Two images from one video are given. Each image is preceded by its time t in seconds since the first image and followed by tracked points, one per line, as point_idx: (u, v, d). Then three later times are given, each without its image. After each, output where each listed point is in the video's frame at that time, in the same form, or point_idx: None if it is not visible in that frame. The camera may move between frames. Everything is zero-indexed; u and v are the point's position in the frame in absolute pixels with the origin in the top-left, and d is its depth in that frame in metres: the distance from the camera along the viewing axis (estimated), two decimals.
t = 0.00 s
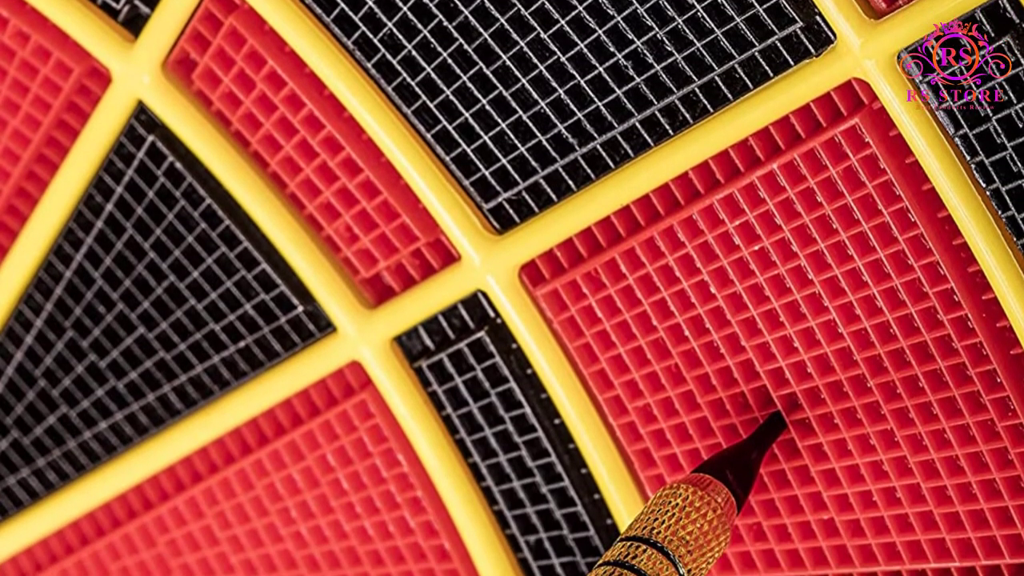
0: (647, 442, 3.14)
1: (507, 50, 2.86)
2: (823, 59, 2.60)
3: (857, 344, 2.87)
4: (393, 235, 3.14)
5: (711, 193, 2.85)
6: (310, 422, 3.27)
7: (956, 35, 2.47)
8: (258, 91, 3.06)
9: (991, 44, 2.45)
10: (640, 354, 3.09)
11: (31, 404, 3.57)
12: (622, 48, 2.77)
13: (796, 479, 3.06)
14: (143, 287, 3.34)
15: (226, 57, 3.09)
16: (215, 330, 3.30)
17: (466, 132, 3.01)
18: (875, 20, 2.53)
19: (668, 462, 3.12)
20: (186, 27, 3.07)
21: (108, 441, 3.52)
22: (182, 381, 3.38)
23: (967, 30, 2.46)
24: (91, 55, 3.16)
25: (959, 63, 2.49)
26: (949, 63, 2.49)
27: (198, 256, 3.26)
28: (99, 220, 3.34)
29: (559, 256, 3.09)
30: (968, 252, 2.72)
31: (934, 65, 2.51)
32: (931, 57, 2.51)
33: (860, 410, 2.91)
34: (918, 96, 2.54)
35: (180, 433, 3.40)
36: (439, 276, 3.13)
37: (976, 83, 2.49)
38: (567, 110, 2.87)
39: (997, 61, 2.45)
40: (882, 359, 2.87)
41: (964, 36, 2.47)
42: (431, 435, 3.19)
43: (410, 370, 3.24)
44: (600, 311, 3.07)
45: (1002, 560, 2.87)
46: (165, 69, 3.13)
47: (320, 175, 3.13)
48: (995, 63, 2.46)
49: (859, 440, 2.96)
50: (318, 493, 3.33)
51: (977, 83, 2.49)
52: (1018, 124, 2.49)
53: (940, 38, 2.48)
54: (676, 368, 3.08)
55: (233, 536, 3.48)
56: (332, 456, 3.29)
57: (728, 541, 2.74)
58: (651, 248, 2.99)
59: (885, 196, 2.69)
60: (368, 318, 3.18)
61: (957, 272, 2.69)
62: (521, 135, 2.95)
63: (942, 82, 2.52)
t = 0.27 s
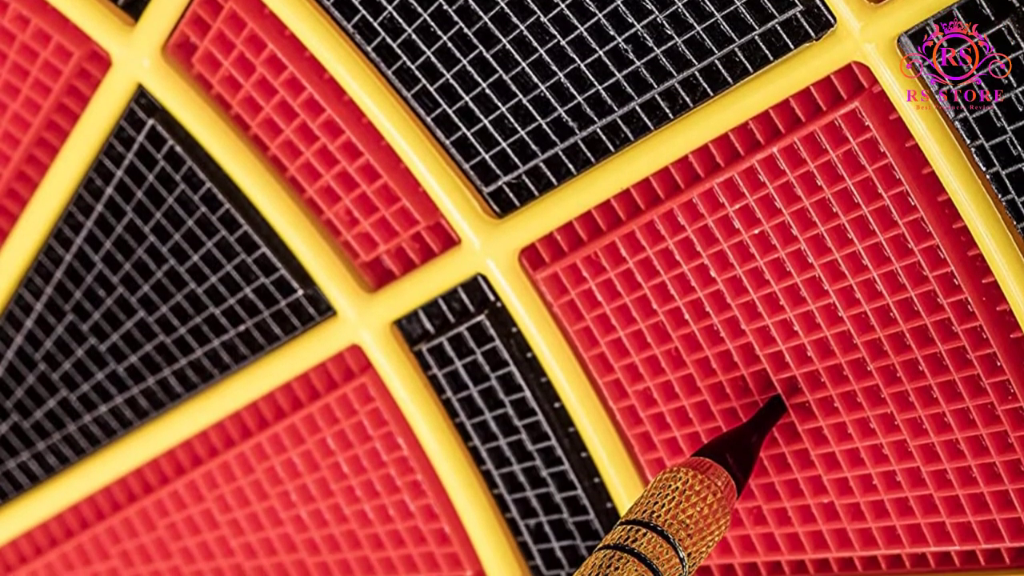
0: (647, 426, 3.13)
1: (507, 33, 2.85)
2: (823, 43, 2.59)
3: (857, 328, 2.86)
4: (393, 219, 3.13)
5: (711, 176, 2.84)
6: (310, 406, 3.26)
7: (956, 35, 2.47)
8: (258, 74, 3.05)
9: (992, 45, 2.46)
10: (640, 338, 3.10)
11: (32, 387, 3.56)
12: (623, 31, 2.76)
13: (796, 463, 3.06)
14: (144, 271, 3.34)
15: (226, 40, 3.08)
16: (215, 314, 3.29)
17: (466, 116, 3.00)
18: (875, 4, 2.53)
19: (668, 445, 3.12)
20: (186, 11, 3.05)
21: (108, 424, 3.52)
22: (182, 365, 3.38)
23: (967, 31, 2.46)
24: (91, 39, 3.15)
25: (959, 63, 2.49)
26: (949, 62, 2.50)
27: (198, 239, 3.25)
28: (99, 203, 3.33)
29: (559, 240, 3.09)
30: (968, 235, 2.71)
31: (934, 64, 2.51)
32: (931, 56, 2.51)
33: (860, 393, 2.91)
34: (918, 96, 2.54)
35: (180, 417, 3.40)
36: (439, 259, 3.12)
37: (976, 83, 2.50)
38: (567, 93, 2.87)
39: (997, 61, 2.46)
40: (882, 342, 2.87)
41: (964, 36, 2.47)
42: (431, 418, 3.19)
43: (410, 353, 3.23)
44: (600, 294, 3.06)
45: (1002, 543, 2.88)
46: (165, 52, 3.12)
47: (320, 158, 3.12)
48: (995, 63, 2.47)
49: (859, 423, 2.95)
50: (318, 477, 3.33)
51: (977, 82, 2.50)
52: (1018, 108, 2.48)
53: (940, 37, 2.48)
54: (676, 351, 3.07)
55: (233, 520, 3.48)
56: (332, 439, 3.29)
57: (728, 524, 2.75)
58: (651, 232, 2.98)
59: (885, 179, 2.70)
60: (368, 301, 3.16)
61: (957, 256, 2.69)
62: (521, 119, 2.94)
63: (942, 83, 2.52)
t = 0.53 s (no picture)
0: (648, 409, 3.14)
1: (507, 16, 2.85)
2: (823, 26, 2.58)
3: (857, 311, 2.87)
4: (393, 202, 3.12)
5: (711, 159, 2.84)
6: (310, 389, 3.26)
7: (956, 35, 2.48)
8: (258, 57, 3.04)
9: (991, 44, 2.47)
10: (640, 320, 3.10)
11: (31, 370, 3.56)
12: (623, 14, 2.75)
13: (796, 445, 3.06)
14: (143, 253, 3.32)
15: (226, 23, 3.07)
16: (215, 297, 3.28)
17: (466, 98, 2.99)
18: None
19: (668, 428, 3.13)
20: None
21: (108, 407, 3.52)
22: (182, 348, 3.37)
23: (967, 30, 2.48)
24: (91, 21, 3.15)
25: (959, 63, 2.50)
26: (949, 63, 2.50)
27: (198, 222, 3.24)
28: (99, 185, 3.31)
29: (559, 222, 3.08)
30: (968, 218, 2.72)
31: (933, 66, 2.51)
32: (931, 57, 2.51)
33: (860, 375, 2.91)
34: (918, 96, 2.53)
35: (180, 399, 3.40)
36: (439, 242, 3.11)
37: (975, 84, 2.50)
38: (567, 76, 2.86)
39: (997, 60, 2.47)
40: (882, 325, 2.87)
41: (964, 36, 2.48)
42: (431, 401, 3.18)
43: (410, 336, 3.22)
44: (600, 277, 3.06)
45: (1002, 526, 2.89)
46: (165, 35, 3.11)
47: (320, 141, 3.11)
48: (994, 64, 2.47)
49: (859, 406, 2.96)
50: (318, 460, 3.33)
51: (977, 82, 2.50)
52: (1018, 91, 2.48)
53: (941, 38, 2.49)
54: (677, 334, 3.07)
55: (233, 503, 3.47)
56: (332, 422, 3.28)
57: (728, 507, 2.74)
58: (651, 214, 2.98)
59: (885, 161, 2.68)
60: (368, 284, 3.16)
61: (957, 239, 2.69)
62: (521, 101, 2.93)
63: (941, 83, 2.53)
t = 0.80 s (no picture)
0: (648, 390, 3.13)
1: None
2: (823, 8, 2.59)
3: (857, 292, 2.86)
4: (393, 183, 3.12)
5: (711, 141, 2.84)
6: (310, 370, 3.26)
7: (956, 35, 2.50)
8: (258, 39, 3.04)
9: (991, 44, 2.49)
10: (639, 302, 3.08)
11: (31, 352, 3.56)
12: None
13: (796, 427, 3.06)
14: (143, 235, 3.32)
15: (226, 5, 3.07)
16: (215, 278, 3.28)
17: (466, 80, 2.98)
18: None
19: (668, 410, 3.12)
20: None
21: (108, 389, 3.52)
22: (182, 329, 3.37)
23: (967, 31, 2.49)
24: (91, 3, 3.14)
25: (959, 63, 2.52)
26: (950, 63, 2.52)
27: (198, 204, 3.23)
28: (99, 167, 3.31)
29: (559, 204, 3.08)
30: (968, 200, 2.72)
31: (934, 64, 2.52)
32: (931, 56, 2.53)
33: (860, 357, 2.90)
34: (919, 98, 2.55)
35: (180, 381, 3.40)
36: (439, 224, 3.10)
37: (976, 84, 2.53)
38: (567, 58, 2.85)
39: (997, 61, 2.49)
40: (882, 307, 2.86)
41: (964, 36, 2.50)
42: (431, 383, 3.18)
43: (410, 318, 3.22)
44: (600, 259, 3.06)
45: (1002, 508, 2.88)
46: (165, 17, 3.11)
47: (320, 123, 3.10)
48: (994, 63, 2.50)
49: (859, 387, 2.95)
50: (318, 442, 3.33)
51: (977, 82, 2.52)
52: (1018, 73, 2.49)
53: (940, 38, 2.51)
54: (676, 316, 3.07)
55: (233, 484, 3.48)
56: (332, 404, 3.29)
57: (728, 489, 2.76)
58: (651, 196, 2.98)
59: (885, 143, 2.69)
60: (368, 266, 3.16)
61: (957, 221, 2.69)
62: (521, 83, 2.92)
63: (942, 82, 2.53)
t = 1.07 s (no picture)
0: (647, 370, 3.14)
1: None
2: None
3: (857, 273, 2.85)
4: (393, 163, 3.11)
5: (711, 121, 2.83)
6: (310, 350, 3.26)
7: (956, 35, 2.54)
8: (258, 19, 3.03)
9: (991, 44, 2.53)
10: (640, 283, 3.09)
11: (31, 332, 3.56)
12: None
13: (796, 408, 3.06)
14: (143, 215, 3.32)
15: None
16: (215, 259, 3.27)
17: (467, 61, 2.97)
18: None
19: (668, 390, 3.13)
20: None
21: (108, 369, 3.52)
22: (182, 310, 3.37)
23: (967, 30, 2.53)
24: None
25: (959, 64, 2.56)
26: (949, 63, 2.56)
27: (198, 184, 3.23)
28: (99, 148, 3.30)
29: (559, 184, 3.07)
30: (968, 180, 2.71)
31: (935, 64, 2.56)
32: (931, 56, 2.56)
33: (860, 337, 2.91)
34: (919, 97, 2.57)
35: (180, 361, 3.40)
36: (439, 205, 3.10)
37: (976, 83, 2.56)
38: (567, 38, 2.84)
39: (997, 61, 2.53)
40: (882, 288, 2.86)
41: (964, 36, 2.54)
42: (431, 363, 3.18)
43: (410, 298, 3.22)
44: (600, 239, 3.05)
45: (1002, 488, 2.90)
46: None
47: (320, 103, 3.09)
48: (995, 63, 2.53)
49: (859, 367, 2.96)
50: (318, 422, 3.33)
51: (977, 82, 2.56)
52: (1018, 53, 2.50)
53: (940, 37, 2.55)
54: (676, 296, 3.07)
55: (233, 465, 3.48)
56: (332, 384, 3.28)
57: (728, 470, 2.75)
58: (651, 176, 2.97)
59: (885, 123, 2.67)
60: (368, 246, 3.15)
61: (957, 201, 2.68)
62: (521, 64, 2.91)
63: (943, 82, 2.56)
